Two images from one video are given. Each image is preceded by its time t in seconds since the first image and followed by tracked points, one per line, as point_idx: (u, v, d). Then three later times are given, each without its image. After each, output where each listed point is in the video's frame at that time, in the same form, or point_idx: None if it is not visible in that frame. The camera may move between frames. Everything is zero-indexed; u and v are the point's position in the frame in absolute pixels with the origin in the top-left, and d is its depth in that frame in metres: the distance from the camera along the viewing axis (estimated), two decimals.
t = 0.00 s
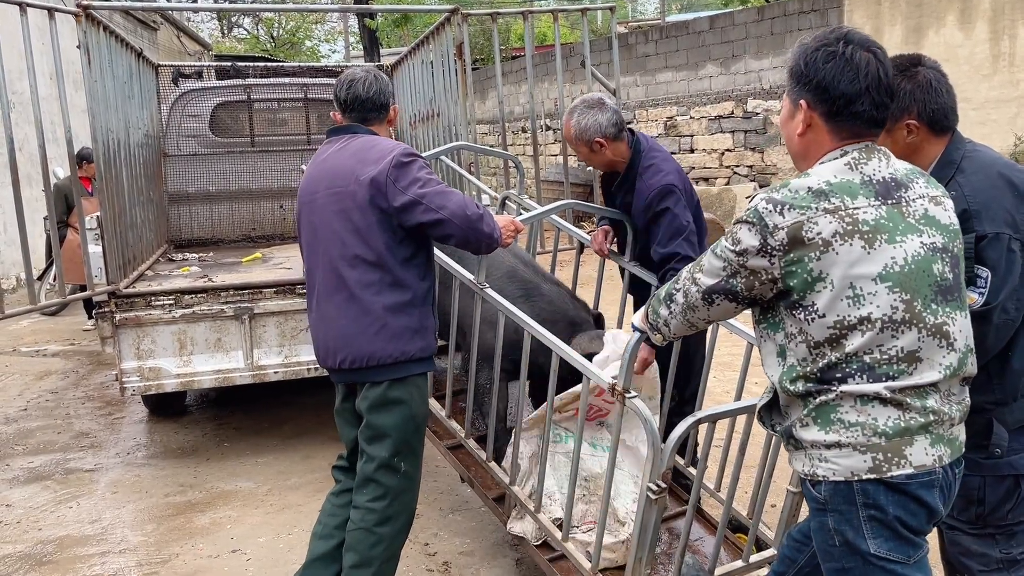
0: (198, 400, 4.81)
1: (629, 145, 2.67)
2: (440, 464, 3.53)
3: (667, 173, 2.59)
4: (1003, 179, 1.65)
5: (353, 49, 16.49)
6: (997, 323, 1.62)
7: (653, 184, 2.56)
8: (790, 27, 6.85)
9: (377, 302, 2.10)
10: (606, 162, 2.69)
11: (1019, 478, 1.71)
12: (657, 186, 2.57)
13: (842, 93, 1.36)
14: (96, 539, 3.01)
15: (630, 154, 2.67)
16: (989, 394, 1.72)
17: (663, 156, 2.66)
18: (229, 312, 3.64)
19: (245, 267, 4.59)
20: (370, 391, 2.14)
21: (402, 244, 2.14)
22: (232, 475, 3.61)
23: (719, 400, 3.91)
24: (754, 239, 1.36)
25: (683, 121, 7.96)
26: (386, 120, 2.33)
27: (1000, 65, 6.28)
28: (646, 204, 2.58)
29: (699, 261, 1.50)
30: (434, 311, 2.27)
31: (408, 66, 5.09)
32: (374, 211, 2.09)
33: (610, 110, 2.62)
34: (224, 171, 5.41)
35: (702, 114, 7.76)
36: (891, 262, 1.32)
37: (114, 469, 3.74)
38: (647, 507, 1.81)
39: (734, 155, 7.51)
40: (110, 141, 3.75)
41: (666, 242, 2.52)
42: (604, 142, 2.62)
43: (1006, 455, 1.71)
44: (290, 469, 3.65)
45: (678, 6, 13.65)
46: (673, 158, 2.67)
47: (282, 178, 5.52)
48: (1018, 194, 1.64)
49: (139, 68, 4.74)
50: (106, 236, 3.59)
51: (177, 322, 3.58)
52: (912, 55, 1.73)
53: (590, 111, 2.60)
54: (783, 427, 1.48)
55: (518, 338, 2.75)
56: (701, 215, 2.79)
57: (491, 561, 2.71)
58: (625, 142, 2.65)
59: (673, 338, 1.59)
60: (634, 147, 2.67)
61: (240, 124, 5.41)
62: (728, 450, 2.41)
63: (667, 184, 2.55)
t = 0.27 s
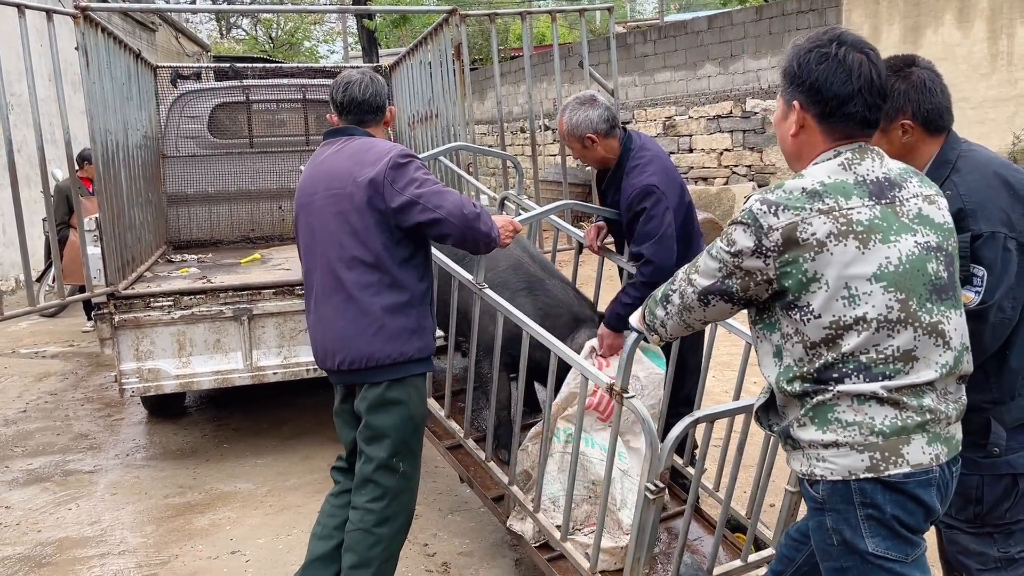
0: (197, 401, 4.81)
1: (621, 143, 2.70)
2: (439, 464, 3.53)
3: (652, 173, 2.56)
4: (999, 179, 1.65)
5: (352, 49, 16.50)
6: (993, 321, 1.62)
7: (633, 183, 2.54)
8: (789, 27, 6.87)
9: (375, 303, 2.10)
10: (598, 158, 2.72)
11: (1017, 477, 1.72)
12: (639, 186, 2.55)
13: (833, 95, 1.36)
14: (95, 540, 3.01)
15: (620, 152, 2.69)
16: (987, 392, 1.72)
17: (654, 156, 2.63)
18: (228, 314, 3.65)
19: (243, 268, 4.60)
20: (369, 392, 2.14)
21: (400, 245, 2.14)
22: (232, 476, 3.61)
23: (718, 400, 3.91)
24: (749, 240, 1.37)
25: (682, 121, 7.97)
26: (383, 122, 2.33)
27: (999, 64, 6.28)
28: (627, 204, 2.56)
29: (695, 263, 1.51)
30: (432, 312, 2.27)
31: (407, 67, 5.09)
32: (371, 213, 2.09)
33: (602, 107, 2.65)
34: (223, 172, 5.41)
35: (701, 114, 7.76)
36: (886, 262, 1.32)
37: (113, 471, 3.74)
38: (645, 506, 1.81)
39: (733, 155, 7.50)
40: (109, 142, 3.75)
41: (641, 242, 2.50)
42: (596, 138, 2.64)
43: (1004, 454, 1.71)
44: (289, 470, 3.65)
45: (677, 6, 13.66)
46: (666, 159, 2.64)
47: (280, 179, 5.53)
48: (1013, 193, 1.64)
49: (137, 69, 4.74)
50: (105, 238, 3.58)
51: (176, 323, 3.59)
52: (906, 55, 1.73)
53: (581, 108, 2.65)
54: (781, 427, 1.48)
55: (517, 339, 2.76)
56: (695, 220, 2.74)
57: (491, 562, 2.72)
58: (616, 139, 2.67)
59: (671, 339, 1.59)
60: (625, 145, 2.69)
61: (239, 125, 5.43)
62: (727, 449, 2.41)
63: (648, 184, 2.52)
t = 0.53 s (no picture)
0: (196, 403, 4.81)
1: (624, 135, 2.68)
2: (438, 465, 3.53)
3: (659, 162, 2.57)
4: (991, 179, 1.63)
5: (351, 51, 16.52)
6: (986, 320, 1.59)
7: (643, 171, 2.55)
8: (787, 27, 6.87)
9: (371, 306, 2.10)
10: (599, 150, 2.69)
11: (1013, 477, 1.72)
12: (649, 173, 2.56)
13: (829, 97, 1.36)
14: (94, 543, 3.01)
15: (623, 143, 2.68)
16: (982, 392, 1.73)
17: (656, 147, 2.65)
18: (226, 316, 3.65)
19: (242, 270, 4.60)
20: (366, 394, 2.13)
21: (396, 248, 2.14)
22: (230, 478, 3.61)
23: (716, 401, 3.91)
24: (745, 242, 1.37)
25: (680, 122, 7.99)
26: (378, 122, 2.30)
27: (996, 64, 6.29)
28: (636, 191, 2.56)
29: (691, 265, 1.51)
30: (428, 314, 2.27)
31: (405, 68, 5.10)
32: (366, 216, 2.09)
33: (606, 99, 2.63)
34: (221, 174, 5.42)
35: (699, 114, 7.78)
36: (882, 263, 1.32)
37: (112, 473, 3.74)
38: (642, 508, 1.81)
39: (732, 155, 7.51)
40: (106, 145, 3.75)
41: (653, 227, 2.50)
42: (597, 128, 2.62)
43: (1000, 455, 1.72)
44: (287, 472, 3.65)
45: (675, 6, 13.69)
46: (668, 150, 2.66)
47: (279, 181, 5.53)
48: (1008, 194, 1.62)
49: (135, 71, 4.75)
50: (104, 242, 3.57)
51: (174, 326, 3.59)
52: (900, 57, 1.73)
53: (586, 97, 2.62)
54: (778, 428, 1.48)
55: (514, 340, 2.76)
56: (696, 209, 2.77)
57: (489, 563, 2.72)
58: (618, 131, 2.65)
59: (668, 341, 1.60)
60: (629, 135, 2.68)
61: (237, 127, 5.42)
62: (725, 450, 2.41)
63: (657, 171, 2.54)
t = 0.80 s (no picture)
0: (194, 406, 4.81)
1: (619, 136, 2.68)
2: (435, 468, 3.53)
3: (649, 167, 2.55)
4: (986, 179, 1.63)
5: (349, 54, 16.53)
6: (980, 322, 1.59)
7: (631, 178, 2.53)
8: (785, 29, 6.88)
9: (364, 310, 2.11)
10: (593, 149, 2.71)
11: (1010, 479, 1.71)
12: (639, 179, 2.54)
13: (823, 103, 1.36)
14: (90, 548, 3.00)
15: (618, 147, 2.67)
16: (978, 394, 1.72)
17: (648, 150, 2.62)
18: (223, 319, 3.64)
19: (239, 273, 4.59)
20: (360, 398, 2.14)
21: (389, 252, 2.15)
22: (227, 482, 3.60)
23: (715, 403, 3.91)
24: (739, 246, 1.37)
25: (679, 123, 7.99)
26: (374, 124, 2.30)
27: (994, 64, 6.29)
28: (625, 198, 2.56)
29: (685, 268, 1.51)
30: (423, 318, 2.27)
31: (402, 71, 5.10)
32: (359, 220, 2.09)
33: (604, 101, 2.62)
34: (219, 177, 5.41)
35: (697, 116, 7.78)
36: (877, 265, 1.32)
37: (109, 478, 3.73)
38: (638, 511, 1.81)
39: (730, 156, 7.58)
40: (103, 149, 3.74)
41: (640, 236, 2.51)
42: (591, 130, 2.63)
43: (997, 457, 1.71)
44: (285, 476, 3.64)
45: (673, 8, 13.69)
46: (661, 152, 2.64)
47: (276, 184, 5.53)
48: (1002, 194, 1.62)
49: (132, 75, 4.75)
50: (100, 245, 3.57)
51: (171, 330, 3.58)
52: (896, 57, 1.72)
53: (584, 98, 2.62)
54: (774, 431, 1.48)
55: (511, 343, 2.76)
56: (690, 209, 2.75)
57: (487, 567, 2.71)
58: (613, 134, 2.66)
59: (663, 345, 1.60)
60: (622, 138, 2.67)
61: (235, 130, 5.42)
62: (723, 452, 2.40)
63: (645, 178, 2.52)
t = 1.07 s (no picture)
0: (189, 411, 4.78)
1: (615, 138, 2.66)
2: (429, 474, 3.50)
3: (642, 170, 2.52)
4: (978, 182, 1.61)
5: (349, 56, 16.51)
6: (973, 326, 1.56)
7: (624, 180, 2.50)
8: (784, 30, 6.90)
9: (352, 314, 2.10)
10: (588, 150, 2.69)
11: (1005, 485, 1.69)
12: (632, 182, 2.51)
13: (812, 105, 1.34)
14: (81, 555, 2.97)
15: (614, 149, 2.65)
16: (972, 398, 1.70)
17: (642, 154, 2.59)
18: (216, 323, 3.62)
19: (233, 277, 4.57)
20: (348, 403, 2.15)
21: (378, 255, 2.13)
22: (220, 488, 3.58)
23: (711, 406, 3.88)
24: (726, 250, 1.36)
25: (678, 125, 7.97)
26: (365, 127, 2.27)
27: (993, 65, 6.27)
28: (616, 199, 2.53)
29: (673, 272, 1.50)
30: (412, 321, 2.27)
31: (398, 73, 5.08)
32: (348, 223, 2.08)
33: (600, 101, 2.61)
34: (214, 180, 5.38)
35: (696, 117, 7.77)
36: (866, 269, 1.31)
37: (101, 483, 3.71)
38: (629, 518, 1.78)
39: (729, 158, 7.54)
40: (94, 152, 3.72)
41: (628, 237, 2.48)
42: (586, 131, 2.62)
43: (991, 463, 1.69)
44: (278, 481, 3.62)
45: (673, 9, 13.68)
46: (656, 156, 2.60)
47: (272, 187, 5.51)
48: (994, 197, 1.60)
49: (126, 78, 4.73)
50: (91, 249, 3.55)
51: (163, 334, 3.56)
52: (889, 58, 1.69)
53: (579, 99, 2.61)
54: (763, 438, 1.46)
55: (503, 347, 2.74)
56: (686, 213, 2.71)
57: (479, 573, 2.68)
58: (609, 135, 2.65)
59: (651, 351, 1.58)
60: (618, 140, 2.65)
61: (230, 133, 5.40)
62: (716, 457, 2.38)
63: (637, 181, 2.49)
